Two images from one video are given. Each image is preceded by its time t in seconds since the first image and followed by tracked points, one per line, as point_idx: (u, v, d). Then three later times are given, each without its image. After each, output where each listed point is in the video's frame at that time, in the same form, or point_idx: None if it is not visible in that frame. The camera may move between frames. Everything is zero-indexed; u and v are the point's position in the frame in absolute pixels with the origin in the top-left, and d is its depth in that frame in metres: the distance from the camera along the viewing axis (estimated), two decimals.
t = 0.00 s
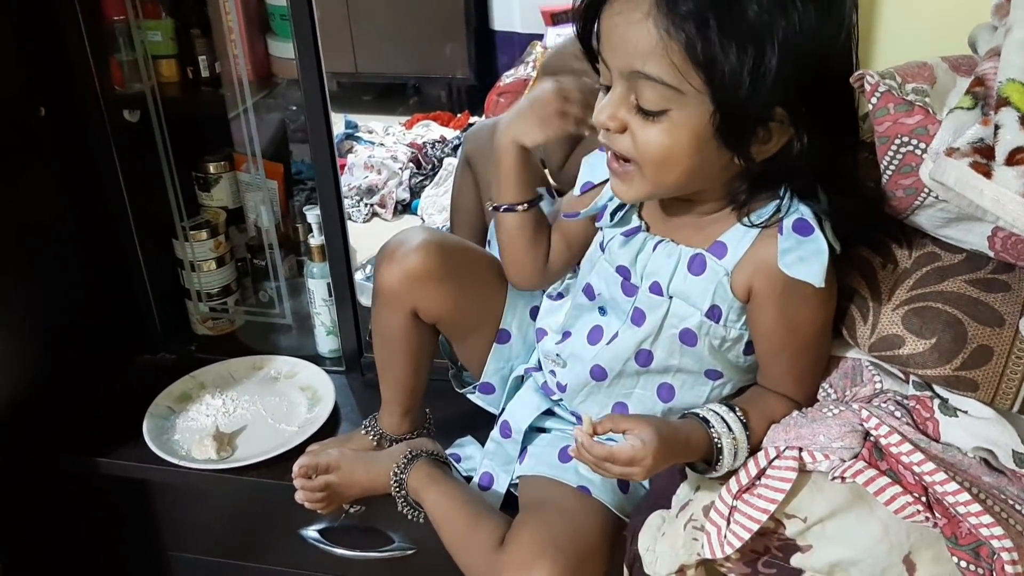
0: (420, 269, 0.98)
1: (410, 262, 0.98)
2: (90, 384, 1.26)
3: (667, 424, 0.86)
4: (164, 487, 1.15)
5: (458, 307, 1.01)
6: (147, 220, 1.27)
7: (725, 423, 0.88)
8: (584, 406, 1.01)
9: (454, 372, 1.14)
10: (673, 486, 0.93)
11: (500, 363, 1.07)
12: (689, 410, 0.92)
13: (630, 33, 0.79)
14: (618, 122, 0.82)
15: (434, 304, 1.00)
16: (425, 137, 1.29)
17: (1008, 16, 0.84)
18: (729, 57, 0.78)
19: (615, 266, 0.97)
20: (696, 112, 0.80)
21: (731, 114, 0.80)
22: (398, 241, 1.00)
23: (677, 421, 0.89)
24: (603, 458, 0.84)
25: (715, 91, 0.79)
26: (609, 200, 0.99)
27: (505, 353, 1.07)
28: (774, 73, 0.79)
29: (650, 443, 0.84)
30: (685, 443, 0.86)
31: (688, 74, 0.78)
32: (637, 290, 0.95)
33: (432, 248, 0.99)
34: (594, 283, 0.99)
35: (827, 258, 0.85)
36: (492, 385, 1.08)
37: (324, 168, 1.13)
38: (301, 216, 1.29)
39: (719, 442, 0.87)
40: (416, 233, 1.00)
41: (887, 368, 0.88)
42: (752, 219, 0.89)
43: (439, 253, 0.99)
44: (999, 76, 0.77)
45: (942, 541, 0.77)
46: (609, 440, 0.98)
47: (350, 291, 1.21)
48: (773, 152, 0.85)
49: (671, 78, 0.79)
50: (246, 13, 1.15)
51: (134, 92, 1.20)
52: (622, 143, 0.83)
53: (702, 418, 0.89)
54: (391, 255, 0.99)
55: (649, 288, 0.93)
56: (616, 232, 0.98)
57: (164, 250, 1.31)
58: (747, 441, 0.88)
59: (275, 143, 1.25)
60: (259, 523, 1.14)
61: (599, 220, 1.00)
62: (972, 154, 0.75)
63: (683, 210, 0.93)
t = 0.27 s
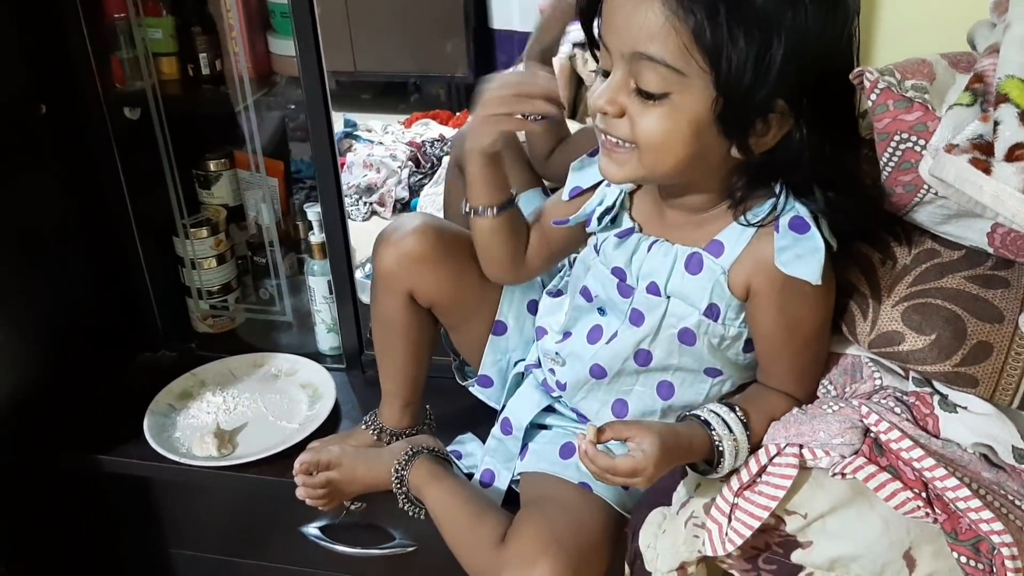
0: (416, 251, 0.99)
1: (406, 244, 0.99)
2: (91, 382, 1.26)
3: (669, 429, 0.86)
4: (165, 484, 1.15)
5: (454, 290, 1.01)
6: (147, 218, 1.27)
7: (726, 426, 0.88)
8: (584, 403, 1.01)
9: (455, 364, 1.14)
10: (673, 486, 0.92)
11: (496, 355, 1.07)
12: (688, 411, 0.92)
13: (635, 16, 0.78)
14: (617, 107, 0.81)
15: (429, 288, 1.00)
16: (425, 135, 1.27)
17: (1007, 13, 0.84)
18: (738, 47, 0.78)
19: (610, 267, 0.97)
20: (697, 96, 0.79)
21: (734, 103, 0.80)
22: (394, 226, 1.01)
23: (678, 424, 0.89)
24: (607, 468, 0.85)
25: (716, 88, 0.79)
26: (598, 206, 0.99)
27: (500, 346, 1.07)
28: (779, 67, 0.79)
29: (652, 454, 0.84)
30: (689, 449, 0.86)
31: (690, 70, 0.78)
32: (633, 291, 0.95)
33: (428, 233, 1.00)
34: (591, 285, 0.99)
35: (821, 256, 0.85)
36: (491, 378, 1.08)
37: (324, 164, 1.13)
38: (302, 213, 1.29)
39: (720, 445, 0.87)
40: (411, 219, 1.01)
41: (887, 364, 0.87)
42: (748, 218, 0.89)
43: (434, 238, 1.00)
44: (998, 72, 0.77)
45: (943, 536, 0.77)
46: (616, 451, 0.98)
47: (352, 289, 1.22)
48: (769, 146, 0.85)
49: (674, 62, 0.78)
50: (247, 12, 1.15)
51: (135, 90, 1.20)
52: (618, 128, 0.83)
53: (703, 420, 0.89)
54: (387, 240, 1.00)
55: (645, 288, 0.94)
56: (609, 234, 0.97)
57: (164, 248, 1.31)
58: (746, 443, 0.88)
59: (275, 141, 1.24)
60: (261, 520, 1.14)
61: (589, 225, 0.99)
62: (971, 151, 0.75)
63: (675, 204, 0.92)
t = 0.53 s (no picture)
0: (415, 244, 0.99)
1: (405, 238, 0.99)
2: (91, 382, 1.26)
3: (656, 437, 0.86)
4: (165, 484, 1.15)
5: (454, 282, 1.01)
6: (146, 218, 1.27)
7: (720, 428, 0.88)
8: (585, 401, 1.00)
9: (455, 364, 1.15)
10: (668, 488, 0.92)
11: (495, 353, 1.07)
12: (683, 413, 0.93)
13: (629, 28, 0.81)
14: (625, 115, 0.84)
15: (428, 280, 0.99)
16: (424, 136, 1.25)
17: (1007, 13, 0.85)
18: (722, 42, 0.79)
19: (616, 258, 0.98)
20: (696, 97, 0.81)
21: (728, 92, 0.81)
22: (393, 223, 1.01)
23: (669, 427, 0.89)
24: (591, 482, 0.85)
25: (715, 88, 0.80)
26: (607, 198, 1.00)
27: (499, 344, 1.06)
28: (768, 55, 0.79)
29: (637, 465, 0.84)
30: (676, 452, 0.87)
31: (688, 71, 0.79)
32: (639, 281, 0.95)
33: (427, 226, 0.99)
34: (595, 276, 1.00)
35: (827, 251, 0.85)
36: (490, 377, 1.08)
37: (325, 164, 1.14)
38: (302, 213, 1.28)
39: (714, 449, 0.88)
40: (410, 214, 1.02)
41: (887, 363, 0.89)
42: (761, 208, 0.90)
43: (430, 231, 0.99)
44: (999, 73, 0.78)
45: (942, 535, 0.77)
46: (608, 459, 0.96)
47: (351, 284, 1.23)
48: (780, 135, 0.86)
49: (669, 67, 0.80)
50: (247, 11, 1.15)
51: (135, 89, 1.20)
52: (629, 135, 0.86)
53: (696, 422, 0.89)
54: (385, 235, 1.00)
55: (651, 278, 0.94)
56: (617, 225, 0.99)
57: (164, 248, 1.31)
58: (741, 443, 0.88)
59: (274, 141, 1.24)
60: (261, 520, 1.14)
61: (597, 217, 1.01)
62: (972, 150, 0.76)
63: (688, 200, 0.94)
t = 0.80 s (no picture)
0: (415, 249, 0.98)
1: (405, 243, 0.98)
2: (89, 383, 1.26)
3: (652, 438, 0.86)
4: (163, 486, 1.15)
5: (454, 287, 1.00)
6: (144, 219, 1.27)
7: (715, 429, 0.88)
8: (583, 403, 1.00)
9: (455, 365, 1.15)
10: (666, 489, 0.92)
11: (495, 356, 1.07)
12: (680, 415, 0.93)
13: (610, 38, 0.82)
14: (616, 124, 0.85)
15: (429, 285, 0.99)
16: (421, 137, 1.25)
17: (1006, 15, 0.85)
18: (701, 42, 0.79)
19: (613, 259, 0.98)
20: (682, 99, 0.81)
21: (720, 93, 0.80)
22: (394, 226, 1.01)
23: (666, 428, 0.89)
24: (588, 486, 0.84)
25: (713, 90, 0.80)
26: (604, 200, 1.02)
27: (499, 347, 1.06)
28: (746, 49, 0.80)
29: (633, 466, 0.84)
30: (672, 455, 0.87)
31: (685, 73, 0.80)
32: (636, 283, 0.95)
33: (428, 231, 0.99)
34: (593, 278, 1.00)
35: (824, 250, 0.85)
36: (489, 380, 1.08)
37: (323, 166, 1.14)
38: (300, 214, 1.28)
39: (709, 449, 0.88)
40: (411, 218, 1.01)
41: (885, 366, 0.88)
42: (758, 209, 0.90)
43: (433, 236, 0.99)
44: (997, 74, 0.77)
45: (941, 537, 0.77)
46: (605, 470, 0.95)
47: (349, 287, 1.22)
48: (770, 129, 0.86)
49: (664, 72, 0.81)
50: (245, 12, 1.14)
51: (134, 91, 1.20)
52: (622, 144, 0.86)
53: (692, 423, 0.90)
54: (386, 240, 1.00)
55: (648, 280, 0.94)
56: (614, 227, 0.99)
57: (162, 249, 1.31)
58: (738, 446, 0.88)
59: (272, 142, 1.24)
60: (259, 522, 1.14)
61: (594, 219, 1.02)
62: (971, 151, 0.76)
63: (688, 202, 0.94)
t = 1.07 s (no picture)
0: (419, 266, 0.98)
1: (409, 259, 0.98)
2: (86, 385, 1.25)
3: (650, 437, 0.87)
4: (160, 488, 1.15)
5: (458, 300, 1.01)
6: (142, 221, 1.27)
7: (713, 432, 0.88)
8: (580, 406, 1.00)
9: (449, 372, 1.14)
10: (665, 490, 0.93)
11: (496, 362, 1.07)
12: (677, 417, 0.93)
13: (603, 57, 0.82)
14: (618, 138, 0.85)
15: (432, 299, 0.99)
16: (418, 138, 1.26)
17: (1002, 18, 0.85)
18: (695, 50, 0.79)
19: (611, 262, 0.98)
20: (682, 108, 0.82)
21: (717, 102, 0.81)
22: (397, 238, 1.00)
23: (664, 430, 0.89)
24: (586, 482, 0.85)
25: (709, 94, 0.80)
26: (602, 204, 1.01)
27: (502, 353, 1.06)
28: (739, 51, 0.80)
29: (629, 463, 0.85)
30: (670, 457, 0.87)
31: (681, 77, 0.80)
32: (633, 286, 0.96)
33: (431, 246, 0.99)
34: (590, 281, 1.00)
35: (819, 254, 0.85)
36: (489, 385, 1.08)
37: (321, 168, 1.14)
38: (297, 216, 1.28)
39: (707, 451, 0.88)
40: (414, 231, 1.01)
41: (882, 367, 0.88)
42: (755, 210, 0.91)
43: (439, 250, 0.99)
44: (993, 78, 0.78)
45: (937, 539, 0.77)
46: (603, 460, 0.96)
47: (347, 291, 1.22)
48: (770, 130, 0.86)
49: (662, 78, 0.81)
50: (243, 14, 1.14)
51: (131, 93, 1.20)
52: (624, 159, 0.86)
53: (689, 426, 0.90)
54: (389, 253, 0.99)
55: (645, 282, 0.94)
56: (612, 230, 0.99)
57: (159, 251, 1.31)
58: (735, 449, 0.89)
59: (269, 144, 1.24)
60: (255, 524, 1.14)
61: (592, 224, 1.02)
62: (966, 155, 0.76)
63: (687, 207, 0.94)
